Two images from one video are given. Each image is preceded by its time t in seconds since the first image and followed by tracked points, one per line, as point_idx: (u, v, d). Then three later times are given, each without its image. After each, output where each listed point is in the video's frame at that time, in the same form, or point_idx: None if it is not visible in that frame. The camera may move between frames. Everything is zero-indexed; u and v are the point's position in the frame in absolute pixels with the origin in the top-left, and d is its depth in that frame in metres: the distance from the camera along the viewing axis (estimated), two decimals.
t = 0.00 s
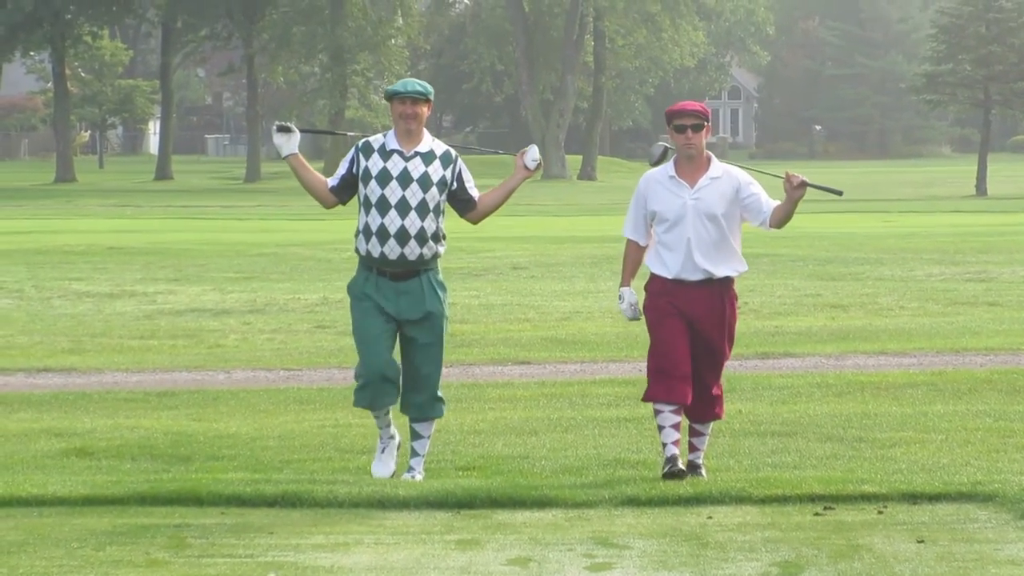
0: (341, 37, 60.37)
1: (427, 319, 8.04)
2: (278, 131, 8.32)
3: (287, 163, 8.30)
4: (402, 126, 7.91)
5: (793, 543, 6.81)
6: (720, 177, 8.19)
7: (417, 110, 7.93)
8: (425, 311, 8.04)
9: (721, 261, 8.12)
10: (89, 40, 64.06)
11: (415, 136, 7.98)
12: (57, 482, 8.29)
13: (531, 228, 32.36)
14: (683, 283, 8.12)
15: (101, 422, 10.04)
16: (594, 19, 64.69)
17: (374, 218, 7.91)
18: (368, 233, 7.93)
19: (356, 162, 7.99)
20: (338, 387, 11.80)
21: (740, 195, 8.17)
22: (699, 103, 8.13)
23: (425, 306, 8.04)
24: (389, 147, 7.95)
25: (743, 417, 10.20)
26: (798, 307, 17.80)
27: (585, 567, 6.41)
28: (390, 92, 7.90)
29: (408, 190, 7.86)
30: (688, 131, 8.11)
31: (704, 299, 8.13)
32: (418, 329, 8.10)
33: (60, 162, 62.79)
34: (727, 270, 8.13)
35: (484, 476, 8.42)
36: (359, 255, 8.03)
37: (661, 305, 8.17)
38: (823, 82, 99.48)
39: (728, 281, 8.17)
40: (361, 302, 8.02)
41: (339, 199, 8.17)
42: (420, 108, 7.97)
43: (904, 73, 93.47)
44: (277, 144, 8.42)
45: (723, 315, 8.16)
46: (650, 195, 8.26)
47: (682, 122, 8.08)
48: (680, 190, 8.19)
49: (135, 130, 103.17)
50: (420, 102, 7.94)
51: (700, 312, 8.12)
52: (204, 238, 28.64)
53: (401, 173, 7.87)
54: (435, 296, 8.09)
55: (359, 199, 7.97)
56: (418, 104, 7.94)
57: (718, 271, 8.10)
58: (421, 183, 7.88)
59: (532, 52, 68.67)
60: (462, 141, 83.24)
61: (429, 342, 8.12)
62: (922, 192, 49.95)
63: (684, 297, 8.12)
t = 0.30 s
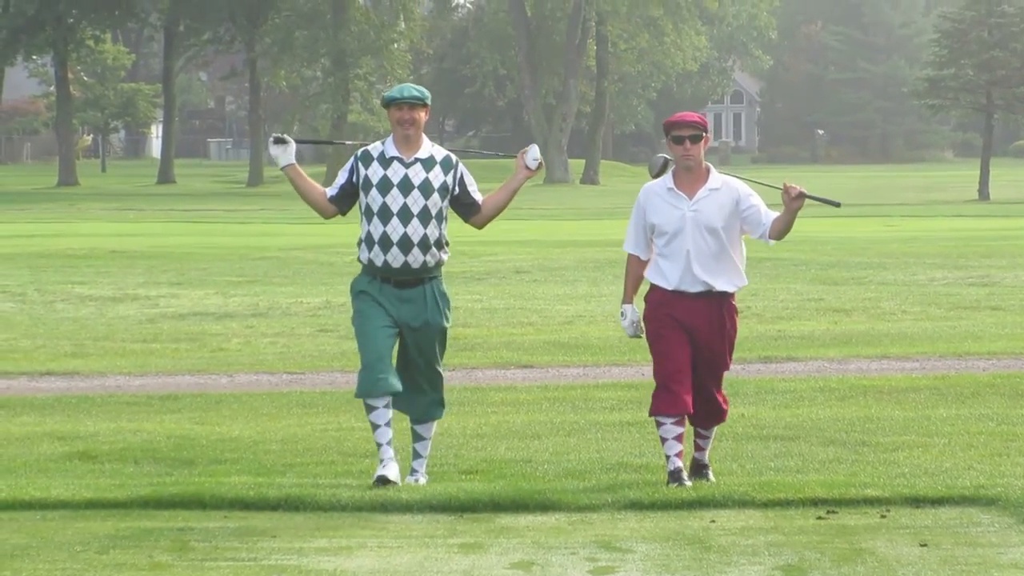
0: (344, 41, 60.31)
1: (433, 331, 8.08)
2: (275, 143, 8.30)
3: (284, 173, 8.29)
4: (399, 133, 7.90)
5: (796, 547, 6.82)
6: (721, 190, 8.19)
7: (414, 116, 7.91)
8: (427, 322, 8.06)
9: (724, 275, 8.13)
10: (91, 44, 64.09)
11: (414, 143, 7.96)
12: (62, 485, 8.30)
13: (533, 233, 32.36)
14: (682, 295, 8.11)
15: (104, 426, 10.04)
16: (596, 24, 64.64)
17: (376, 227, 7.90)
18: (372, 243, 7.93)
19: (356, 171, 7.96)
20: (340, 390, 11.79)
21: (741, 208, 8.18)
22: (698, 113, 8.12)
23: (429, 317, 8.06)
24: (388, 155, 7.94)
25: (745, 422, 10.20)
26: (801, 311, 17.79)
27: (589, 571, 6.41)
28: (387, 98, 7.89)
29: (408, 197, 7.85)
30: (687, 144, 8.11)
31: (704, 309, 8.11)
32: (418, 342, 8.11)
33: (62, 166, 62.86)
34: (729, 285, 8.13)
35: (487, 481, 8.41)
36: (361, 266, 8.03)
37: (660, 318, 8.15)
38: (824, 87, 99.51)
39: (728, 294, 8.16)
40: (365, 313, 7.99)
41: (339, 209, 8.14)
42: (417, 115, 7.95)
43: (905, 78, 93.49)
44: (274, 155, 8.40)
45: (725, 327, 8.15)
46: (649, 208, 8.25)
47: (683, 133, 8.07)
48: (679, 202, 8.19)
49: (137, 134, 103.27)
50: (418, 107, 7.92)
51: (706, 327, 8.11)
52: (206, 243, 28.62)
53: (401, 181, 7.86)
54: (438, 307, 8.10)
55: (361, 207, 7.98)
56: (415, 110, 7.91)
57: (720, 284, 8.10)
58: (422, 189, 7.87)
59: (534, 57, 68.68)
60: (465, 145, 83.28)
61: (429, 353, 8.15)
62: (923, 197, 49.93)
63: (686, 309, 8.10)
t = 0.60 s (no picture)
0: (347, 44, 60.18)
1: (434, 340, 8.04)
2: (271, 163, 8.27)
3: (281, 192, 8.26)
4: (397, 143, 7.89)
5: (801, 549, 6.82)
6: (721, 184, 8.10)
7: (411, 126, 7.90)
8: (429, 332, 8.02)
9: (726, 269, 8.03)
10: (94, 48, 64.06)
11: (412, 156, 7.94)
12: (65, 490, 8.31)
13: (536, 236, 32.32)
14: (682, 292, 8.02)
15: (108, 430, 10.03)
16: (599, 26, 64.62)
17: (377, 238, 7.88)
18: (372, 255, 7.90)
19: (354, 185, 7.95)
20: (344, 394, 11.80)
21: (742, 201, 8.08)
22: (699, 108, 8.06)
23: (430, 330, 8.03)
24: (385, 166, 7.93)
25: (749, 424, 10.19)
26: (804, 313, 17.78)
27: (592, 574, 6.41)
28: (384, 109, 7.90)
29: (408, 208, 7.84)
30: (688, 138, 8.03)
31: (706, 307, 8.00)
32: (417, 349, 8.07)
33: (66, 169, 62.83)
34: (730, 282, 8.03)
35: (492, 484, 8.39)
36: (362, 276, 7.99)
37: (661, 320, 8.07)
38: (829, 89, 99.42)
39: (728, 292, 8.05)
40: (367, 319, 7.95)
41: (338, 226, 8.12)
42: (414, 126, 7.94)
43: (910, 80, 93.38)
44: (270, 174, 8.36)
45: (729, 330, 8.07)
46: (649, 202, 8.17)
47: (683, 126, 7.99)
48: (681, 197, 8.10)
49: (141, 138, 103.26)
50: (415, 117, 7.90)
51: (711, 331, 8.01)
52: (208, 246, 28.63)
53: (401, 192, 7.85)
54: (440, 319, 8.06)
55: (360, 222, 7.96)
56: (412, 119, 7.90)
57: (721, 280, 8.00)
58: (422, 199, 7.85)
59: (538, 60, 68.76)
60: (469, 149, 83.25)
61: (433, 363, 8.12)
62: (928, 199, 49.87)
63: (688, 307, 7.99)
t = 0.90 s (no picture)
0: (351, 46, 60.32)
1: (433, 334, 7.94)
2: (270, 159, 8.22)
3: (282, 188, 8.21)
4: (395, 136, 7.85)
5: (805, 550, 6.83)
6: (728, 183, 8.07)
7: (409, 118, 7.85)
8: (431, 326, 7.93)
9: (734, 269, 8.00)
10: (98, 51, 64.09)
11: (410, 148, 7.90)
12: (69, 493, 8.31)
13: (539, 238, 32.34)
14: (686, 292, 7.99)
15: (112, 432, 10.03)
16: (604, 29, 64.78)
17: (376, 231, 7.82)
18: (372, 247, 7.82)
19: (352, 179, 7.89)
20: (347, 396, 11.81)
21: (750, 200, 8.05)
22: (706, 105, 8.03)
23: (427, 319, 7.92)
24: (383, 159, 7.88)
25: (751, 425, 10.18)
26: (807, 315, 17.79)
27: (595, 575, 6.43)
28: (382, 102, 7.84)
29: (408, 200, 7.79)
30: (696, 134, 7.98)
31: (710, 305, 7.96)
32: (421, 345, 7.97)
33: (69, 171, 62.87)
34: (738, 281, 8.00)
35: (495, 485, 8.39)
36: (360, 270, 7.93)
37: (669, 318, 8.04)
38: (832, 91, 99.39)
39: (733, 292, 8.00)
40: (365, 309, 7.86)
41: (339, 222, 8.06)
42: (412, 119, 7.89)
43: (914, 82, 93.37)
44: (270, 171, 8.32)
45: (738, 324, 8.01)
46: (654, 199, 8.13)
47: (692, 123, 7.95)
48: (686, 193, 8.06)
49: (144, 140, 103.34)
50: (413, 110, 7.86)
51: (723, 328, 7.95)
52: (211, 249, 28.65)
53: (401, 184, 7.80)
54: (439, 314, 7.99)
55: (360, 217, 7.91)
56: (411, 112, 7.86)
57: (727, 279, 7.96)
58: (422, 192, 7.82)
59: (541, 63, 68.82)
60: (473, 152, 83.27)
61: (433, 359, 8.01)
62: (931, 202, 49.89)
63: (695, 305, 7.96)
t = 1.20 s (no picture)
0: (352, 48, 60.51)
1: (434, 319, 7.87)
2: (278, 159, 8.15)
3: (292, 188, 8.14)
4: (396, 127, 7.79)
5: (805, 552, 6.93)
6: (737, 191, 8.08)
7: (410, 110, 7.80)
8: (431, 313, 7.88)
9: (740, 273, 8.01)
10: (100, 53, 64.14)
11: (410, 138, 7.85)
12: (72, 495, 8.34)
13: (541, 240, 32.33)
14: (695, 301, 8.00)
15: (114, 434, 10.01)
16: (605, 30, 64.86)
17: (376, 224, 7.78)
18: (372, 240, 7.81)
19: (352, 171, 7.84)
20: (350, 399, 11.79)
21: (760, 209, 8.07)
22: (717, 112, 8.05)
23: (429, 307, 7.87)
24: (384, 150, 7.81)
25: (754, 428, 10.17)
26: (809, 317, 17.77)
27: None
28: (383, 91, 7.79)
29: (409, 193, 7.75)
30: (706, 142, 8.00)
31: (720, 312, 7.96)
32: (421, 335, 7.91)
33: (72, 173, 63.04)
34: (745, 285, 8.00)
35: (500, 488, 8.40)
36: (360, 264, 7.91)
37: (681, 323, 8.03)
38: (834, 92, 99.37)
39: (744, 297, 8.01)
40: (365, 304, 7.89)
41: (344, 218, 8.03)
42: (413, 109, 7.84)
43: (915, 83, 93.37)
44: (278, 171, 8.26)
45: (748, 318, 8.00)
46: (661, 206, 8.15)
47: (702, 130, 7.96)
48: (695, 202, 8.08)
49: (147, 142, 103.48)
50: (415, 101, 7.81)
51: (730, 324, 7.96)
52: (213, 251, 28.67)
53: (401, 176, 7.75)
54: (443, 300, 7.94)
55: (359, 209, 7.87)
56: (412, 104, 7.81)
57: (734, 285, 7.96)
58: (423, 184, 7.76)
59: (543, 64, 68.86)
60: (475, 152, 83.46)
61: (433, 344, 7.89)
62: (932, 202, 49.91)
63: (708, 314, 7.96)
